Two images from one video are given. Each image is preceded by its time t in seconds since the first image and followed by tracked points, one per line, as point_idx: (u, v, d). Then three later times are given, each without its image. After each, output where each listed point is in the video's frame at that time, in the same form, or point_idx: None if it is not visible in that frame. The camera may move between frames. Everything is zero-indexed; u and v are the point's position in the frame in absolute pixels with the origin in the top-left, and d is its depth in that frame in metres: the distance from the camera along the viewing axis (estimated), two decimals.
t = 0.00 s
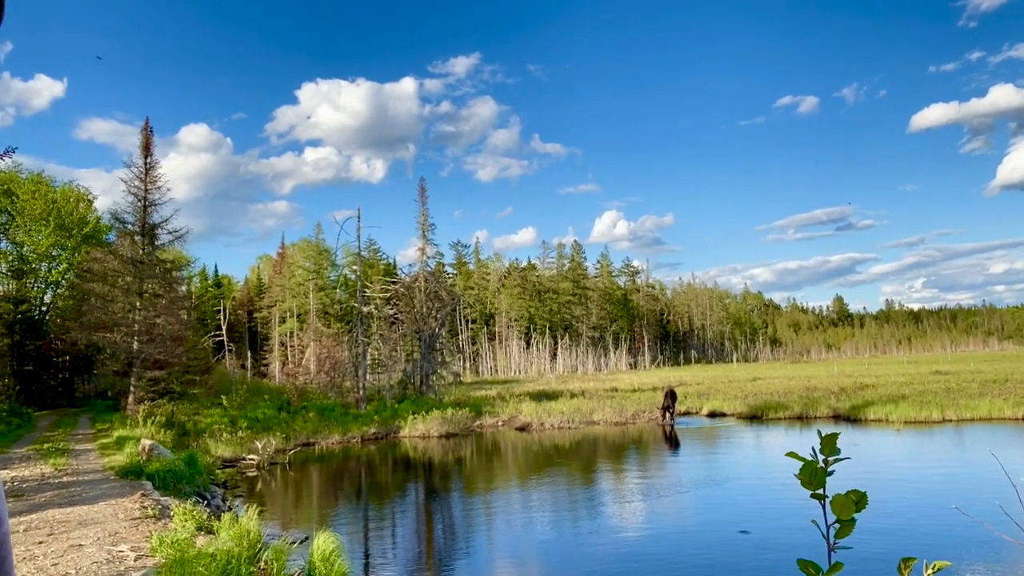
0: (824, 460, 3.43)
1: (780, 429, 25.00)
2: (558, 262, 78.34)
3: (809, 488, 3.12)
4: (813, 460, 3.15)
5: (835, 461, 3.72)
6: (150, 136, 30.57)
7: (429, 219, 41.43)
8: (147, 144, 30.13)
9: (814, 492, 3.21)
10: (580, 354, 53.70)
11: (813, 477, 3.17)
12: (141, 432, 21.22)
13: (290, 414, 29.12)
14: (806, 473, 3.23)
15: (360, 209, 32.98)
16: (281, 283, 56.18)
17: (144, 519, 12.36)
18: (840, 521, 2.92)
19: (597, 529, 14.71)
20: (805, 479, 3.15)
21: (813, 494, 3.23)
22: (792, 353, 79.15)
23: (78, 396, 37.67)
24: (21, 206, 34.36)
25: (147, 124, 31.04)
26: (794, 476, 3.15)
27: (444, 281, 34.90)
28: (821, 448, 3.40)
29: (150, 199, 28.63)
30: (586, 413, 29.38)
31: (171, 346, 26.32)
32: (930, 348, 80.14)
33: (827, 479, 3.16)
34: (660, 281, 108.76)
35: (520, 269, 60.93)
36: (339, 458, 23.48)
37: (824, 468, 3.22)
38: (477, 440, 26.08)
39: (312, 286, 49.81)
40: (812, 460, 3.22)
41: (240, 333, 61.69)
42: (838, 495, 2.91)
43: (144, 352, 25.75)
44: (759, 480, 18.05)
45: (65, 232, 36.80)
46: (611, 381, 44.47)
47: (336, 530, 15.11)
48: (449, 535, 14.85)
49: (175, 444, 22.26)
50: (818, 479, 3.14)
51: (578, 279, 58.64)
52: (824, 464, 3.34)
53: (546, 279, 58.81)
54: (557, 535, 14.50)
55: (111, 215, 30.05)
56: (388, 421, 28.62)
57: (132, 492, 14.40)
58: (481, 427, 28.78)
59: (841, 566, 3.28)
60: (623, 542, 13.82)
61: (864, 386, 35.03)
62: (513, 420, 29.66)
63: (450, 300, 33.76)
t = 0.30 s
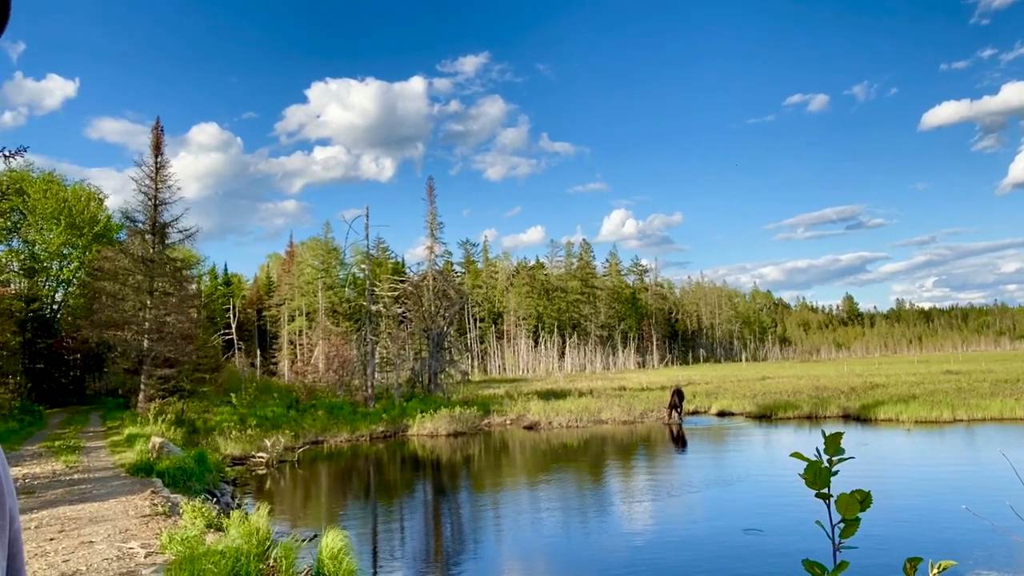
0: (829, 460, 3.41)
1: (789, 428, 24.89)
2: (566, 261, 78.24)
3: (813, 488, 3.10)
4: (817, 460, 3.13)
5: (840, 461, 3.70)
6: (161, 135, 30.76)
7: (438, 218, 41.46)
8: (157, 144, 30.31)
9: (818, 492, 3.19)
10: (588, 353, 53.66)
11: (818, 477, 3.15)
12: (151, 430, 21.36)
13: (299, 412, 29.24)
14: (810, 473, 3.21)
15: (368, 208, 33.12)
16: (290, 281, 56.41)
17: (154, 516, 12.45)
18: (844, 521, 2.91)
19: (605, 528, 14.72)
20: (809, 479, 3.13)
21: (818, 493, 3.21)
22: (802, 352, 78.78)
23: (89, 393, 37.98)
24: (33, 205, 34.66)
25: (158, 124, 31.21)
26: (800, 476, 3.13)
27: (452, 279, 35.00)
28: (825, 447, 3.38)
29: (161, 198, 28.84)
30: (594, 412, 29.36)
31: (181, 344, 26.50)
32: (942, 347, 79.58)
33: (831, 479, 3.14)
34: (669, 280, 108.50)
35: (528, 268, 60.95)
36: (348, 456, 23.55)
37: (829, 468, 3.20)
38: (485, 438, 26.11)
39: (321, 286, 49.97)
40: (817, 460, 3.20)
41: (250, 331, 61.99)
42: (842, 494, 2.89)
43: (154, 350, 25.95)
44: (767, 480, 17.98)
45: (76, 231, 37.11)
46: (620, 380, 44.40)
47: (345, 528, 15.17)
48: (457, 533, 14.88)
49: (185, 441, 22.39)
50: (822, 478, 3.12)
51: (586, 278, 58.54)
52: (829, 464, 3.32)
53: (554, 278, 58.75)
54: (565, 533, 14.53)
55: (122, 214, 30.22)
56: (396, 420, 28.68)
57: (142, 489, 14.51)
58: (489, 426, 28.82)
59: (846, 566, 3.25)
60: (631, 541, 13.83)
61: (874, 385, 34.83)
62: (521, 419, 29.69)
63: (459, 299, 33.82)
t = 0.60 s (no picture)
0: (846, 461, 3.37)
1: (800, 429, 24.73)
2: (576, 260, 78.11)
3: (828, 489, 3.07)
4: (833, 461, 3.09)
5: (857, 464, 3.66)
6: (172, 134, 30.92)
7: (447, 216, 41.50)
8: (169, 143, 30.46)
9: (834, 494, 3.16)
10: (598, 352, 53.58)
11: (834, 478, 3.12)
12: (162, 428, 21.48)
13: (309, 410, 29.34)
14: (826, 475, 3.18)
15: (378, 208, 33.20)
16: (300, 280, 56.63)
17: (165, 513, 12.52)
18: (860, 523, 2.87)
19: (614, 528, 14.68)
20: (826, 480, 3.10)
21: (833, 495, 3.18)
22: (812, 353, 78.35)
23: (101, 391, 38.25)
24: (46, 204, 34.96)
25: (169, 123, 31.39)
26: (815, 476, 3.10)
27: (461, 278, 35.06)
28: (841, 449, 3.34)
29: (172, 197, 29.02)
30: (603, 411, 29.31)
31: (193, 342, 26.67)
32: (955, 348, 78.98)
33: (848, 480, 3.10)
34: (678, 280, 108.14)
35: (537, 267, 60.91)
36: (358, 454, 23.61)
37: (845, 470, 3.16)
38: (494, 438, 26.09)
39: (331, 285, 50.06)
40: (833, 461, 3.17)
41: (260, 330, 62.24)
42: (857, 496, 2.86)
43: (166, 348, 26.12)
44: (778, 481, 17.86)
45: (89, 229, 37.42)
46: (629, 380, 44.31)
47: (355, 526, 15.21)
48: (466, 533, 14.87)
49: (196, 439, 22.51)
50: (839, 480, 3.09)
51: (596, 277, 58.43)
52: (845, 465, 3.28)
53: (564, 277, 58.66)
54: (574, 532, 14.54)
55: (134, 213, 30.44)
56: (405, 419, 28.72)
57: (154, 486, 14.60)
58: (498, 425, 28.86)
59: (863, 568, 3.21)
60: (640, 541, 13.79)
61: (886, 386, 34.59)
62: (530, 418, 29.67)
63: (468, 298, 33.88)
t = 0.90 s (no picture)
0: (858, 462, 3.34)
1: (810, 430, 24.61)
2: (585, 260, 78.07)
3: (840, 490, 3.05)
4: (845, 462, 3.07)
5: (868, 464, 3.64)
6: (184, 133, 31.14)
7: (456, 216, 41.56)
8: (181, 142, 30.66)
9: (845, 494, 3.15)
10: (607, 352, 53.54)
11: (845, 480, 3.10)
12: (174, 425, 21.65)
13: (319, 408, 29.49)
14: (837, 475, 3.16)
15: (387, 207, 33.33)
16: (310, 279, 56.90)
17: (177, 509, 12.63)
18: (871, 524, 2.86)
19: (623, 528, 14.66)
20: (837, 481, 3.08)
21: (845, 496, 3.15)
22: (823, 354, 78.02)
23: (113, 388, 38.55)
24: (59, 202, 35.31)
25: (181, 122, 31.62)
26: (826, 478, 3.08)
27: (470, 277, 35.20)
28: (853, 449, 3.32)
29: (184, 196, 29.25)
30: (612, 411, 29.29)
31: (204, 340, 26.85)
32: (967, 350, 78.41)
33: (859, 482, 3.08)
34: (688, 280, 107.82)
35: (546, 267, 60.94)
36: (366, 453, 23.71)
37: (857, 470, 3.14)
38: (503, 437, 26.10)
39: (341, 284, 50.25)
40: (845, 462, 3.15)
41: (270, 328, 62.57)
42: (869, 498, 2.84)
43: (177, 345, 26.32)
44: (787, 482, 17.77)
45: (101, 227, 37.78)
46: (638, 379, 44.26)
47: (364, 524, 15.28)
48: (474, 532, 14.88)
49: (206, 436, 22.67)
50: (850, 481, 3.07)
51: (605, 277, 58.37)
52: (857, 466, 3.25)
53: (573, 277, 58.64)
54: (583, 532, 14.53)
55: (146, 211, 30.73)
56: (414, 417, 28.78)
57: (165, 482, 14.71)
58: (507, 424, 28.89)
59: (875, 571, 3.19)
60: (649, 542, 13.77)
61: (897, 387, 34.38)
62: (538, 417, 29.70)
63: (477, 296, 34.04)
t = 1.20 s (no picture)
0: (875, 469, 3.34)
1: (819, 432, 24.49)
2: (593, 260, 78.01)
3: (858, 496, 3.05)
4: (862, 468, 3.08)
5: (885, 471, 3.63)
6: (195, 133, 31.32)
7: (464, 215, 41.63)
8: (191, 141, 30.83)
9: (863, 501, 3.16)
10: (614, 352, 53.46)
11: (863, 486, 3.11)
12: (183, 423, 21.76)
13: (327, 407, 29.59)
14: (856, 482, 3.17)
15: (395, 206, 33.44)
16: (318, 278, 57.12)
17: (186, 507, 12.69)
18: (890, 531, 2.87)
19: (630, 529, 14.65)
20: (855, 487, 3.09)
21: (863, 503, 3.16)
22: (831, 355, 77.66)
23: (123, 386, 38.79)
24: (71, 201, 35.62)
25: (191, 122, 31.80)
26: (843, 484, 3.08)
27: (478, 277, 35.60)
28: (871, 455, 3.32)
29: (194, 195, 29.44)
30: (619, 412, 29.25)
31: (213, 338, 27.02)
32: (978, 352, 77.78)
33: (877, 488, 3.08)
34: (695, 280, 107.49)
35: (554, 267, 60.96)
36: (373, 452, 23.76)
37: (875, 477, 3.14)
38: (510, 437, 26.06)
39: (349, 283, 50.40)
40: (862, 468, 3.15)
41: (278, 327, 62.84)
42: (887, 504, 2.85)
43: (186, 344, 26.46)
44: (797, 485, 17.64)
45: (112, 226, 38.11)
46: (645, 380, 44.19)
47: (370, 523, 15.32)
48: (481, 532, 14.91)
49: (216, 434, 22.79)
50: (868, 487, 3.08)
51: (613, 277, 58.28)
52: (874, 473, 3.25)
53: (580, 277, 58.60)
54: (589, 532, 14.55)
55: (157, 210, 30.95)
56: (422, 417, 28.82)
57: (174, 480, 14.79)
58: (515, 424, 28.92)
59: None
60: (657, 543, 13.75)
61: (907, 389, 34.19)
62: (546, 417, 29.71)
63: (484, 296, 34.40)
